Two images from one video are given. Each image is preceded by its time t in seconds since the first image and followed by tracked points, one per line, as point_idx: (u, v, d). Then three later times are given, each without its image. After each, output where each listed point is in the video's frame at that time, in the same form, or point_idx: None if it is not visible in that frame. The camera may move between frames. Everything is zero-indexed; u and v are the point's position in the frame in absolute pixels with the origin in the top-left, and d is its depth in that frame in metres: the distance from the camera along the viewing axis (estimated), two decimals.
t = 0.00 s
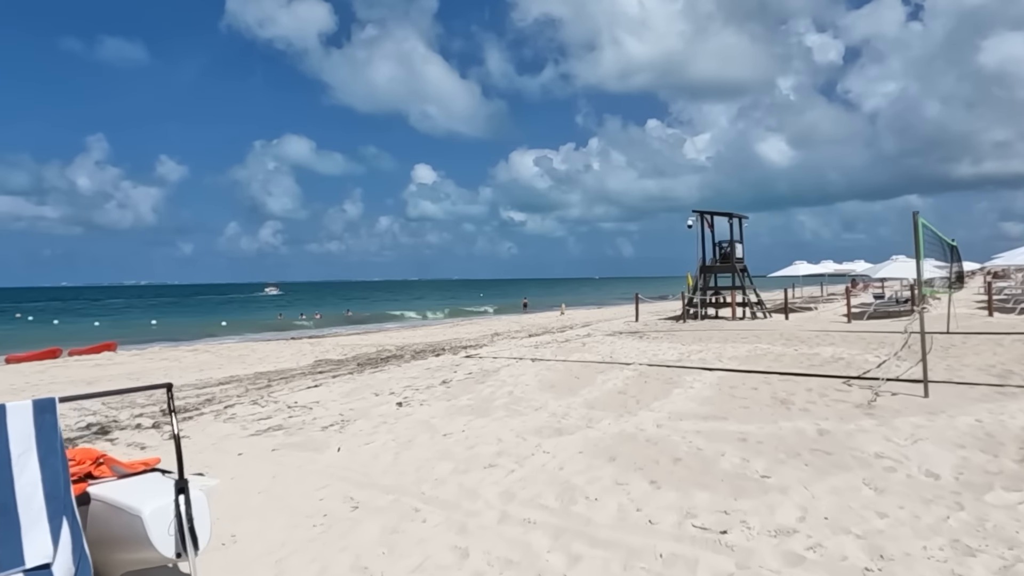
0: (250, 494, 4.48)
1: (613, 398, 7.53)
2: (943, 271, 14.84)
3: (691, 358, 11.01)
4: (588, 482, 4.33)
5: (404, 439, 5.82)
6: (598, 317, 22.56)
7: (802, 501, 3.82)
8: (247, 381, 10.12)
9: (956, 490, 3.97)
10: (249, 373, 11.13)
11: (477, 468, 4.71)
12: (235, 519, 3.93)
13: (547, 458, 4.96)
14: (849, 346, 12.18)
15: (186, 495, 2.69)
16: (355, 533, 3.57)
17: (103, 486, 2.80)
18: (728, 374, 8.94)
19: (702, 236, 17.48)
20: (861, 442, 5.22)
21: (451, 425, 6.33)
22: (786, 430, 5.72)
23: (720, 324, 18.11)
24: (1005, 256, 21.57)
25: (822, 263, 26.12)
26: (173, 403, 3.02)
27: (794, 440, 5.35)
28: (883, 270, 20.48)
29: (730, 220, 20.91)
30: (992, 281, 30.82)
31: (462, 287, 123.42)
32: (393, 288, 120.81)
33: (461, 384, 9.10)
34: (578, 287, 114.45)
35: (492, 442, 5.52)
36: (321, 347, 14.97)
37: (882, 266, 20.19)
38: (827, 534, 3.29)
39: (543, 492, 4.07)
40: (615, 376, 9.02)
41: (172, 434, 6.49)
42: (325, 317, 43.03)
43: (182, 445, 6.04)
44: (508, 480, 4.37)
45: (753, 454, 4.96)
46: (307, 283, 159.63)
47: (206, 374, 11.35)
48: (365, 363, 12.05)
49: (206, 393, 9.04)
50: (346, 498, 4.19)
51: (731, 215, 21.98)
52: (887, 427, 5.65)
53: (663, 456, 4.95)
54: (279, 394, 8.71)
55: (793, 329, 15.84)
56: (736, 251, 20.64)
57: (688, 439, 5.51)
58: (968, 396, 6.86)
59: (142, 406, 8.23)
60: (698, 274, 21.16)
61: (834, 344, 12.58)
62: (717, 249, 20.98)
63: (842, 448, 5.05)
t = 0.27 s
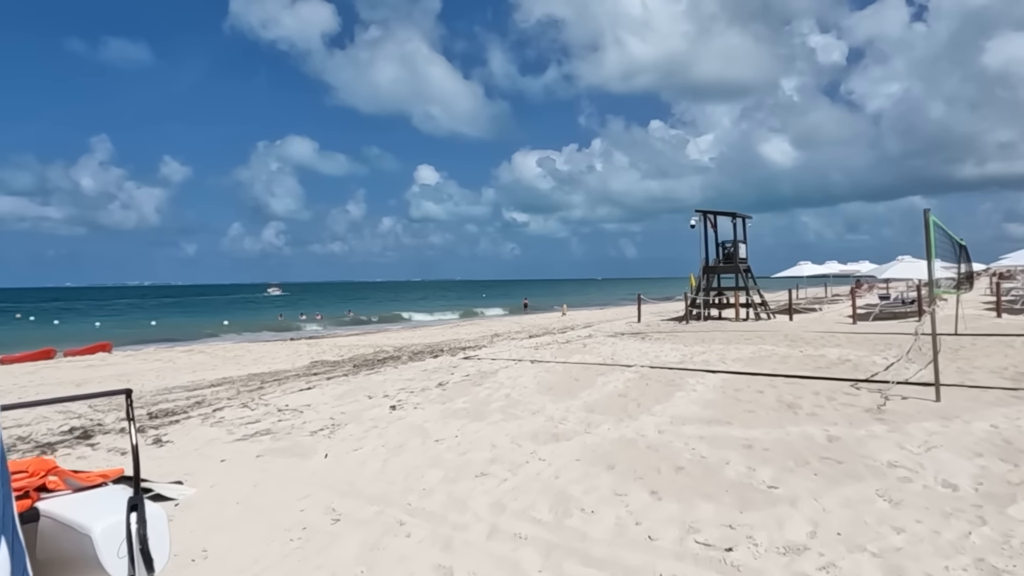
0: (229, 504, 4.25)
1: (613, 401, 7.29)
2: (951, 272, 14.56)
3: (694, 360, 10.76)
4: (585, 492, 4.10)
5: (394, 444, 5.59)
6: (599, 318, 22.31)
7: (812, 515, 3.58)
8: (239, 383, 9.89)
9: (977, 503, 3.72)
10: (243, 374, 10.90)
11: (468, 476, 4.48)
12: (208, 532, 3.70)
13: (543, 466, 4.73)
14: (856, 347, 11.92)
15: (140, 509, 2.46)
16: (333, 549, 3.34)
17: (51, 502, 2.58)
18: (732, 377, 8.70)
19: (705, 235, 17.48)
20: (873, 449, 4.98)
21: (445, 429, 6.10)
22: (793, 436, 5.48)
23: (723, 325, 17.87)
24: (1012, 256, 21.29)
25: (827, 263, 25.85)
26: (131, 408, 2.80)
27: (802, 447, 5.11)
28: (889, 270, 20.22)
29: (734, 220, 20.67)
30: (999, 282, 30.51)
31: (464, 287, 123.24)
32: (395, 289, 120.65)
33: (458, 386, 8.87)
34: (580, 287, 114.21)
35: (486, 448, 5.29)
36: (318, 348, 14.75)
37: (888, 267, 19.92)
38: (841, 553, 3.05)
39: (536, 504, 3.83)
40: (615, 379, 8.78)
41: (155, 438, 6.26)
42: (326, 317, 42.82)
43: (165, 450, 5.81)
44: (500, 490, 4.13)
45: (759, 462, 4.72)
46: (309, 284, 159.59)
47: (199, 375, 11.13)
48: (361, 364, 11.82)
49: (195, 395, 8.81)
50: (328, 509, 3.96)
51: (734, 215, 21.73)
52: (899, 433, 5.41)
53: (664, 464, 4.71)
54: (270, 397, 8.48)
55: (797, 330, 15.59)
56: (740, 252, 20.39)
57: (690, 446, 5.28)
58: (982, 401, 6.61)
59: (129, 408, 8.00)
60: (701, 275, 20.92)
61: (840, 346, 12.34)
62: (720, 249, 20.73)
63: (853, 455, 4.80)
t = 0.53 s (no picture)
0: (209, 515, 4.08)
1: (614, 406, 7.09)
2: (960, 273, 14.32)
3: (697, 363, 10.56)
4: (580, 505, 3.91)
5: (385, 452, 5.41)
6: (602, 320, 22.10)
7: (819, 531, 3.39)
8: (234, 386, 9.72)
9: (994, 518, 3.52)
10: (238, 377, 10.73)
11: (459, 487, 4.29)
12: (184, 547, 3.52)
13: (538, 475, 4.54)
14: (862, 350, 11.69)
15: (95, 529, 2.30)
16: (313, 566, 3.17)
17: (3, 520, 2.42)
18: (736, 381, 8.49)
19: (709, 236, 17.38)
20: (882, 458, 4.77)
21: (439, 436, 5.91)
22: (799, 444, 5.28)
23: (727, 327, 17.65)
24: (1020, 257, 21.00)
25: (832, 264, 25.60)
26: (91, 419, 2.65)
27: (808, 456, 4.91)
28: (896, 271, 19.96)
29: (738, 221, 20.44)
30: (1006, 283, 30.20)
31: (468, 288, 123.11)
32: (399, 290, 120.59)
33: (455, 390, 8.68)
34: (584, 288, 113.96)
35: (479, 456, 5.10)
36: (316, 350, 14.58)
37: (895, 268, 19.67)
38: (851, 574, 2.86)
39: (528, 518, 3.65)
40: (616, 383, 8.58)
41: (141, 445, 6.08)
42: (329, 318, 42.66)
43: (150, 456, 5.63)
44: (491, 502, 3.94)
45: (763, 471, 4.53)
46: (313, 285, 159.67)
47: (193, 377, 10.96)
48: (359, 367, 11.64)
49: (188, 399, 8.63)
50: (311, 522, 3.79)
51: (738, 215, 21.51)
52: (910, 441, 5.20)
53: (664, 474, 4.51)
54: (263, 400, 8.31)
55: (803, 332, 15.37)
56: (744, 253, 20.17)
57: (692, 454, 5.08)
58: (994, 407, 6.39)
59: (119, 413, 7.83)
60: (705, 276, 20.70)
61: (846, 349, 12.11)
62: (724, 250, 20.51)
63: (861, 465, 4.60)
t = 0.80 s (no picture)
0: (184, 525, 3.89)
1: (613, 410, 6.88)
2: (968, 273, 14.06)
3: (699, 364, 10.34)
4: (573, 517, 3.71)
5: (373, 457, 5.21)
6: (604, 320, 21.87)
7: (826, 547, 3.18)
8: (227, 387, 9.53)
9: (1013, 532, 3.31)
10: (233, 378, 10.54)
11: (446, 496, 4.10)
12: (154, 560, 3.34)
13: (530, 484, 4.34)
14: (869, 352, 11.45)
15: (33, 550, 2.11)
16: None
17: None
18: (739, 383, 8.26)
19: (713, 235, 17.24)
20: (892, 466, 4.56)
21: (430, 441, 5.71)
22: (804, 450, 5.06)
23: (731, 328, 17.42)
24: None
25: (838, 264, 25.32)
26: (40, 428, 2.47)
27: (814, 463, 4.70)
28: (902, 271, 19.69)
29: (742, 220, 20.18)
30: (1014, 284, 29.87)
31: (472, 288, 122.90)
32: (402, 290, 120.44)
33: (451, 392, 8.47)
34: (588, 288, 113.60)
35: (470, 462, 4.90)
36: (314, 351, 14.39)
37: (901, 268, 19.41)
38: None
39: (518, 532, 3.45)
40: (616, 384, 8.37)
41: (124, 449, 5.89)
42: (332, 318, 42.45)
43: (131, 461, 5.44)
44: (480, 514, 3.75)
45: (767, 480, 4.32)
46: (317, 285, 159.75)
47: (187, 378, 10.78)
48: (356, 368, 11.45)
49: (178, 401, 8.44)
50: (288, 534, 3.59)
51: (742, 215, 21.29)
52: (920, 448, 4.98)
53: (662, 483, 4.31)
54: (254, 403, 8.11)
55: (808, 333, 15.13)
56: (748, 253, 19.93)
57: (692, 461, 4.87)
58: (1007, 411, 6.17)
59: (106, 415, 7.63)
60: (709, 276, 20.46)
61: (852, 350, 11.87)
62: (728, 249, 20.28)
63: (870, 473, 4.39)
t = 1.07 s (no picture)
0: (162, 539, 3.73)
1: (613, 415, 6.69)
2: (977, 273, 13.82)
3: (702, 367, 10.14)
4: (568, 532, 3.53)
5: (363, 466, 5.03)
6: (607, 320, 21.66)
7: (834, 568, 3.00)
8: (221, 390, 9.36)
9: None
10: (228, 380, 10.38)
11: (436, 509, 3.92)
12: None
13: (524, 495, 4.16)
14: (875, 354, 11.24)
15: None
16: None
17: None
18: (743, 386, 8.07)
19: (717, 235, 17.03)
20: (902, 477, 4.37)
21: (423, 448, 5.54)
22: (810, 458, 4.87)
23: (735, 329, 17.21)
24: None
25: (843, 263, 25.06)
26: None
27: (821, 473, 4.51)
28: (909, 271, 19.45)
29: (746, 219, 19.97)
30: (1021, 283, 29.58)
31: (475, 288, 122.73)
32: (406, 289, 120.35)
33: (449, 396, 8.29)
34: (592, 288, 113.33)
35: (463, 471, 4.73)
36: (312, 352, 14.23)
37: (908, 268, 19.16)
38: None
39: (508, 550, 3.28)
40: (616, 388, 8.18)
41: (110, 456, 5.73)
42: (335, 318, 42.31)
43: (115, 469, 5.28)
44: (469, 529, 3.57)
45: (771, 492, 4.14)
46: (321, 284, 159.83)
47: (182, 380, 10.62)
48: (354, 370, 11.28)
49: (171, 404, 8.29)
50: (268, 550, 3.43)
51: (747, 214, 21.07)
52: (931, 457, 4.79)
53: (662, 494, 4.13)
54: (247, 406, 7.94)
55: (813, 334, 14.91)
56: (752, 252, 19.71)
57: (694, 470, 4.69)
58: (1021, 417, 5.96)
59: (96, 419, 7.47)
60: (713, 275, 20.25)
61: (858, 352, 11.65)
62: (732, 249, 20.06)
63: (880, 485, 4.20)
